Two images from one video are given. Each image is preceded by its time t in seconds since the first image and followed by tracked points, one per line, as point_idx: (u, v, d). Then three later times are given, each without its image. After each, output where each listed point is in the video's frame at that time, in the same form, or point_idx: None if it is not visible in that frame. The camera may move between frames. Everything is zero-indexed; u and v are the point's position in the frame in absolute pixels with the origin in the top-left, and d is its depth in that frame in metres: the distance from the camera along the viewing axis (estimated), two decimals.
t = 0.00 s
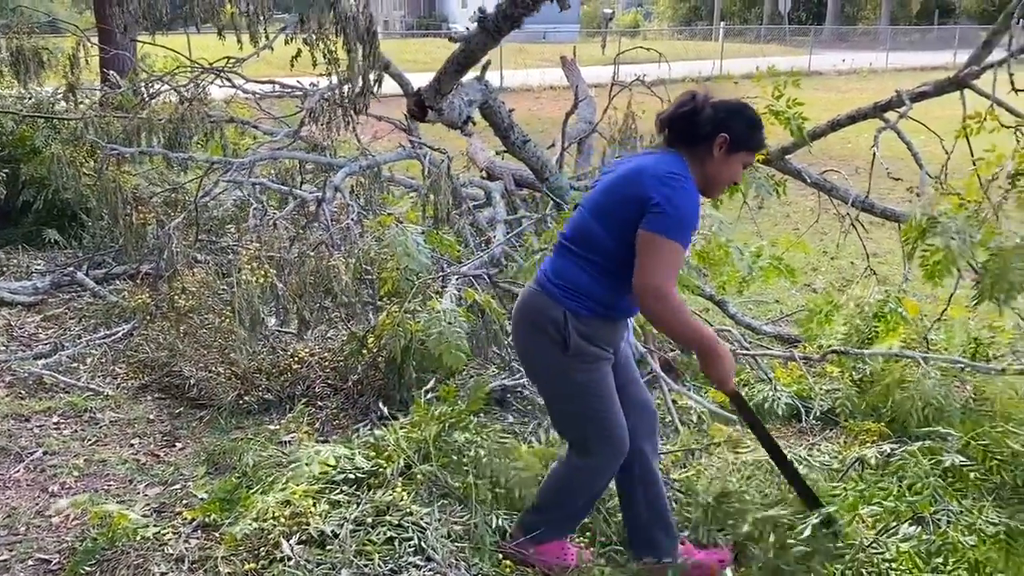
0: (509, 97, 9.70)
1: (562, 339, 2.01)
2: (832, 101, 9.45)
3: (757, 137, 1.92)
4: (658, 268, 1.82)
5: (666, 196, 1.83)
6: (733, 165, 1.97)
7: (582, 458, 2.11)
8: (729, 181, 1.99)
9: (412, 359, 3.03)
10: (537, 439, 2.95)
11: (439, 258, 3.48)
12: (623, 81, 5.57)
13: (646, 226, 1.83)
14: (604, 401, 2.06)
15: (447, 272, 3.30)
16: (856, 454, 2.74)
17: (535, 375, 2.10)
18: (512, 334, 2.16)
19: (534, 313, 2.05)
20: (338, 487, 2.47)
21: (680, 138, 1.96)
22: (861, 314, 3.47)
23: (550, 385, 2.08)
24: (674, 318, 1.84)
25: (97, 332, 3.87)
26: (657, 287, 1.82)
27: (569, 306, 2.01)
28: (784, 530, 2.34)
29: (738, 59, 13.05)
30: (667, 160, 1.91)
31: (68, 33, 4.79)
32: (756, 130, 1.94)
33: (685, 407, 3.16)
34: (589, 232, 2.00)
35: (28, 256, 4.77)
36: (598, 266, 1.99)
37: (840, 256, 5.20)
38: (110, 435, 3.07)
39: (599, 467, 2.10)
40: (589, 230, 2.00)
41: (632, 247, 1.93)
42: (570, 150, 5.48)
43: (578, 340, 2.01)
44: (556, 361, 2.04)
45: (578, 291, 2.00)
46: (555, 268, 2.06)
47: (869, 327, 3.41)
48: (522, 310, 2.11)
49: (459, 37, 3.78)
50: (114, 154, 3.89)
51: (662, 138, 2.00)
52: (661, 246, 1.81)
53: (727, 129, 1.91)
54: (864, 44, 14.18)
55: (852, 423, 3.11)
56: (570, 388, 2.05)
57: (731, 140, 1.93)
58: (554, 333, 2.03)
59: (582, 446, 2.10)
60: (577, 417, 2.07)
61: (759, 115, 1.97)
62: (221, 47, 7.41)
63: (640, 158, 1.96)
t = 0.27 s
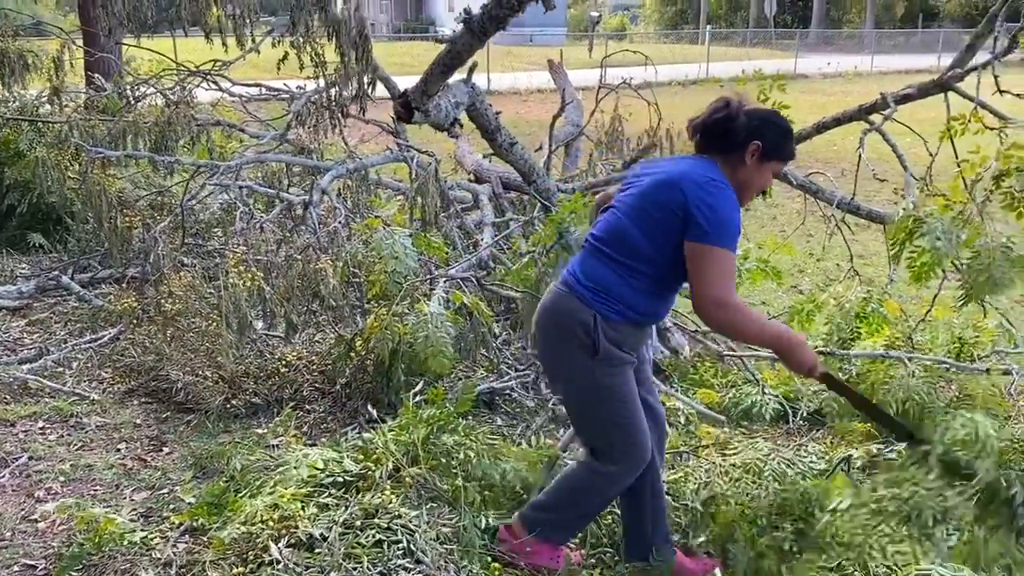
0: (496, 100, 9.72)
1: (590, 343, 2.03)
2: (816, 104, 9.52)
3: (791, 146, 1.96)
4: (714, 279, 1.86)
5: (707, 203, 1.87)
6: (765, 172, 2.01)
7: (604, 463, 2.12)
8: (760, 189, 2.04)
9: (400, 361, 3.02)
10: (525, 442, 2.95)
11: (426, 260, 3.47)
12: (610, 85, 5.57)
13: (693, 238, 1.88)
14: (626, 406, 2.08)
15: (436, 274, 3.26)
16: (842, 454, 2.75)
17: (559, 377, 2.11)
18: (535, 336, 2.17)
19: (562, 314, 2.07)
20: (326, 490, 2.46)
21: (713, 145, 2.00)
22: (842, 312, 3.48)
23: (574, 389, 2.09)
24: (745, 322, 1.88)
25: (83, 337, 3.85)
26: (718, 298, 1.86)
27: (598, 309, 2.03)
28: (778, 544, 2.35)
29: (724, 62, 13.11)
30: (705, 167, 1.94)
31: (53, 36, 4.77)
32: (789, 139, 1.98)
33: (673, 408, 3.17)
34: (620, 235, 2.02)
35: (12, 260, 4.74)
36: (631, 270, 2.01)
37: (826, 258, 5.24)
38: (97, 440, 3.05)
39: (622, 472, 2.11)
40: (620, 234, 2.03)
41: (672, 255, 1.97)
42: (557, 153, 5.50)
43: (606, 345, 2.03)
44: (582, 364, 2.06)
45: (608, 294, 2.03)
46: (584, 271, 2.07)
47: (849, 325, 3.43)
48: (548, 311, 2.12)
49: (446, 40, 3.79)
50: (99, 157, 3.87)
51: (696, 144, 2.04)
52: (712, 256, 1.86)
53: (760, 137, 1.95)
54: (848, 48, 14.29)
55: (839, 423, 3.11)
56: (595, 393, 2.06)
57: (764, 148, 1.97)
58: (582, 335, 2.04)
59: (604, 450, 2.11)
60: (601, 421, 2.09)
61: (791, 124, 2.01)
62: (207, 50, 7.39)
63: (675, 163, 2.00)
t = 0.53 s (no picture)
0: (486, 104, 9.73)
1: (607, 344, 2.01)
2: (805, 108, 9.56)
3: (810, 146, 1.94)
4: (745, 276, 1.83)
5: (723, 202, 1.85)
6: (783, 174, 1.99)
7: (627, 462, 2.10)
8: (778, 190, 2.02)
9: (394, 365, 3.01)
10: (518, 445, 2.94)
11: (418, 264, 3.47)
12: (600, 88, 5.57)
13: (714, 237, 1.86)
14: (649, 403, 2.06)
15: (428, 277, 3.24)
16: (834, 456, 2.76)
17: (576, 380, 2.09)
18: (550, 340, 2.15)
19: (577, 318, 2.05)
20: (319, 494, 2.45)
21: (731, 145, 1.98)
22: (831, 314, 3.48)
23: (594, 392, 2.07)
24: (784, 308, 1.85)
25: (72, 341, 3.83)
26: (750, 293, 1.83)
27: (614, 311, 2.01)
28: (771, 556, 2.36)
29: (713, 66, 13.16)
30: (721, 166, 1.93)
31: (41, 39, 4.75)
32: (809, 139, 1.96)
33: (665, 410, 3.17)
34: (635, 237, 2.01)
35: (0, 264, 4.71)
36: (648, 270, 2.00)
37: (816, 261, 5.26)
38: (87, 445, 3.03)
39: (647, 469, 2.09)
40: (634, 236, 2.01)
41: (689, 254, 1.95)
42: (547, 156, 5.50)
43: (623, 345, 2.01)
44: (598, 366, 2.04)
45: (624, 296, 2.01)
46: (600, 274, 2.06)
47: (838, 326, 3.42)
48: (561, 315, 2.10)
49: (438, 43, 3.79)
50: (89, 161, 3.85)
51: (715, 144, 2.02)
52: (736, 251, 1.84)
53: (779, 137, 1.93)
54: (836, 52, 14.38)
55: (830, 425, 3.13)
56: (616, 393, 2.04)
57: (783, 149, 1.94)
58: (598, 338, 2.03)
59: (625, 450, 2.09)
60: (623, 422, 2.06)
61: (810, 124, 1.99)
62: (196, 53, 7.37)
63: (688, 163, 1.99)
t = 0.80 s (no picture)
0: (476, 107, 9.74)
1: (623, 345, 1.97)
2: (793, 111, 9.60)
3: (814, 149, 1.92)
4: (713, 278, 1.80)
5: (721, 205, 1.80)
6: (785, 176, 1.96)
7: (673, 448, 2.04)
8: (779, 192, 1.99)
9: (384, 369, 3.01)
10: (508, 448, 2.94)
11: (409, 267, 3.47)
12: (591, 93, 5.58)
13: (702, 240, 1.81)
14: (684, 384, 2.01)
15: (418, 281, 3.24)
16: (824, 457, 2.77)
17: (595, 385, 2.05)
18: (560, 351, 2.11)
19: (585, 325, 2.01)
20: (309, 498, 2.45)
21: (735, 145, 1.95)
22: (821, 318, 3.49)
23: (621, 392, 2.02)
24: (743, 326, 1.83)
25: (61, 345, 3.81)
26: (712, 299, 1.81)
27: (624, 314, 1.97)
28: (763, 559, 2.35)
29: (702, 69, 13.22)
30: (716, 170, 1.88)
31: (30, 43, 4.73)
32: (812, 142, 1.94)
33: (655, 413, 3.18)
34: (636, 243, 1.96)
35: None
36: (648, 274, 1.96)
37: (805, 263, 5.28)
38: (76, 450, 3.02)
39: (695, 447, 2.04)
40: (634, 242, 1.97)
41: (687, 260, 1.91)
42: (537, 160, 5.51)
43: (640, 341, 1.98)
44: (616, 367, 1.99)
45: (633, 299, 1.97)
46: (601, 279, 2.02)
47: (829, 329, 3.44)
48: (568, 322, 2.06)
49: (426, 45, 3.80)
50: (78, 165, 3.84)
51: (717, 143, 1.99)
52: (719, 258, 1.79)
53: (784, 138, 1.91)
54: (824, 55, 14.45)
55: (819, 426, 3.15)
56: (645, 386, 1.99)
57: (787, 150, 1.92)
58: (611, 342, 1.98)
59: (668, 438, 2.04)
60: (658, 411, 2.01)
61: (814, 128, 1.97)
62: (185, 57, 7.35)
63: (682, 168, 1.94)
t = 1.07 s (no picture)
0: (464, 110, 9.74)
1: (630, 355, 1.97)
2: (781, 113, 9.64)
3: (822, 151, 1.89)
4: (699, 269, 1.76)
5: (721, 203, 1.78)
6: (793, 179, 1.93)
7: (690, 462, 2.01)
8: (787, 195, 1.96)
9: (374, 371, 3.00)
10: (498, 450, 2.94)
11: (397, 270, 3.46)
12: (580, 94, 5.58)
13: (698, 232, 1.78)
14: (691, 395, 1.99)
15: (407, 283, 3.24)
16: (812, 458, 2.78)
17: (605, 397, 2.05)
18: (568, 360, 2.12)
19: (592, 333, 2.01)
20: (298, 501, 2.45)
21: (741, 148, 1.92)
22: (810, 320, 3.51)
23: (630, 404, 2.01)
24: (713, 324, 1.78)
25: (48, 349, 3.78)
26: (692, 287, 1.77)
27: (628, 322, 1.97)
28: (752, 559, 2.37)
29: (690, 72, 13.25)
30: (720, 170, 1.86)
31: (16, 45, 4.70)
32: (821, 145, 1.91)
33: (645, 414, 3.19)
34: (639, 248, 1.96)
35: None
36: (651, 278, 1.95)
37: (793, 265, 5.30)
38: (63, 454, 3.00)
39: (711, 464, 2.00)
40: (637, 247, 1.97)
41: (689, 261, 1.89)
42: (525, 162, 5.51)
43: (647, 351, 1.97)
44: (625, 377, 1.99)
45: (638, 305, 1.97)
46: (606, 284, 2.03)
47: (817, 330, 3.46)
48: (573, 332, 2.08)
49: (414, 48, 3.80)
50: (64, 167, 3.82)
51: (723, 146, 1.96)
52: (712, 251, 1.76)
53: (791, 142, 1.88)
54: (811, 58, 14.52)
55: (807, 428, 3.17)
56: (655, 399, 1.98)
57: (795, 154, 1.89)
58: (618, 350, 1.99)
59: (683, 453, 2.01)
60: (669, 426, 1.99)
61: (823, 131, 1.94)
62: (173, 60, 7.32)
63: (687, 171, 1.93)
